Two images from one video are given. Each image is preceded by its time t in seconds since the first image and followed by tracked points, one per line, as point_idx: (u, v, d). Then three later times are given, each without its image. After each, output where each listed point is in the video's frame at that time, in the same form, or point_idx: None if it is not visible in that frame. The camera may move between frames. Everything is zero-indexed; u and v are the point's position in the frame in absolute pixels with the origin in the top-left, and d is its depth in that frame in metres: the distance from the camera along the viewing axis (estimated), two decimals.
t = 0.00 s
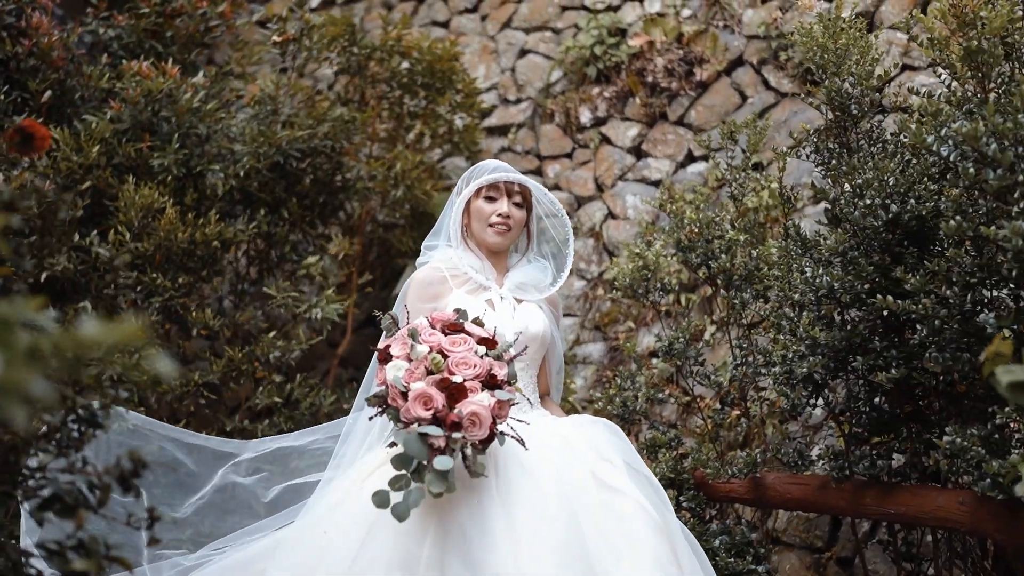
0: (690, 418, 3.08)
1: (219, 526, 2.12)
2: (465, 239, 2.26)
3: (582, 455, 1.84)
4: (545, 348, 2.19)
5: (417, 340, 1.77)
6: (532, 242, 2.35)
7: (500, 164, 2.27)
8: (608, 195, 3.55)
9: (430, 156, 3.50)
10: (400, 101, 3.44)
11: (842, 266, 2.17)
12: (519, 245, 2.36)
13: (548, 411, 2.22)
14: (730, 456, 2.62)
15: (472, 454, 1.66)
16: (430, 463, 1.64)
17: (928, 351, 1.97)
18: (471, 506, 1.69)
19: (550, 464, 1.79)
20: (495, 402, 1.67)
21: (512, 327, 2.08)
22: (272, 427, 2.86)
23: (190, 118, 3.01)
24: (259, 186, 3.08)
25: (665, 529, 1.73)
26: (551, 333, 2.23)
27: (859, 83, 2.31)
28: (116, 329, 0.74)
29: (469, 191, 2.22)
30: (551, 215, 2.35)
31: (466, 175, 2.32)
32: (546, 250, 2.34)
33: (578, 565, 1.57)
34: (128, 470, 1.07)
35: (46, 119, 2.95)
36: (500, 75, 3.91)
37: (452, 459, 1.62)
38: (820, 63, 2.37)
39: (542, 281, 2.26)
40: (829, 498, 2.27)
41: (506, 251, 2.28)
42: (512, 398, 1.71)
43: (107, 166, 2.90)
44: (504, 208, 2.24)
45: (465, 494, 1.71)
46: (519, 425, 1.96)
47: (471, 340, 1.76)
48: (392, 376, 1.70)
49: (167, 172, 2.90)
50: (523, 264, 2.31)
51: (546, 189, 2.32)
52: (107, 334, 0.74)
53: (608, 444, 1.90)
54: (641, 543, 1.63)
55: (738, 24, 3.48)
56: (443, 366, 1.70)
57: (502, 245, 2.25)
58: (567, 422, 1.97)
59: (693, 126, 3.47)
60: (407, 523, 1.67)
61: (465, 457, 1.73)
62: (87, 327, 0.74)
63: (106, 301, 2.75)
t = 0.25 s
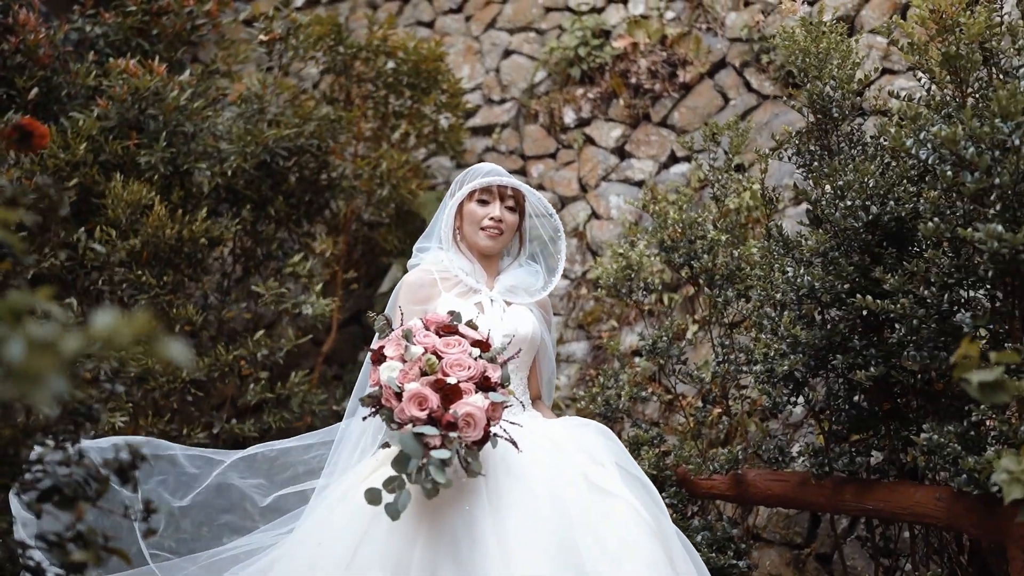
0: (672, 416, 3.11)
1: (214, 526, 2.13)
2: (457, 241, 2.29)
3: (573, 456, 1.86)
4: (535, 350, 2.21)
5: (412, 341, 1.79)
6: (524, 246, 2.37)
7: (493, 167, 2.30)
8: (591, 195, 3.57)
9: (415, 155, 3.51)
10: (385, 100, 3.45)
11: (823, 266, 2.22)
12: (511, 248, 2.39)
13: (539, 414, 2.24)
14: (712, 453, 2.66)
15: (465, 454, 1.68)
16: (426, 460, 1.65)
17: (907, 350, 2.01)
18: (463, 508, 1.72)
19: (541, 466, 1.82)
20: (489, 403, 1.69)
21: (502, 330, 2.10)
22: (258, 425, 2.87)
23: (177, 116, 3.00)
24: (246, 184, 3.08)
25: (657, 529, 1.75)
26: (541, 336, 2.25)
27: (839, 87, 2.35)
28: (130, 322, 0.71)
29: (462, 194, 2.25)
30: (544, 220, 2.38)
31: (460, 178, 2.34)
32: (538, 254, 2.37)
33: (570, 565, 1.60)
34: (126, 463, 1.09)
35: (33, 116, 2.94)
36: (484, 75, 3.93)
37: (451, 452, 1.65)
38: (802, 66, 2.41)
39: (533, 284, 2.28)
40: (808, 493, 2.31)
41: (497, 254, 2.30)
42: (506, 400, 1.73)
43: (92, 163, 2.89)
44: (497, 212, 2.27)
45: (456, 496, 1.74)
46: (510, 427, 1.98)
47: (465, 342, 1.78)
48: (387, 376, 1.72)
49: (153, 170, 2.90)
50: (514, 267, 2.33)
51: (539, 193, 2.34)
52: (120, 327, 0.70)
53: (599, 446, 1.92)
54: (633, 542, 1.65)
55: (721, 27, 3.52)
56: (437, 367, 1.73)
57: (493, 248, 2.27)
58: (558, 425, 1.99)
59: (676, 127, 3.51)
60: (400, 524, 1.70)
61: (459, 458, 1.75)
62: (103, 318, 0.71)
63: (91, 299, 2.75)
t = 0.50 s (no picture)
0: (653, 414, 3.15)
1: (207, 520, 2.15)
2: (446, 242, 2.31)
3: (566, 462, 1.89)
4: (524, 351, 2.24)
5: (402, 342, 1.81)
6: (513, 247, 2.40)
7: (484, 169, 2.33)
8: (574, 196, 3.59)
9: (399, 155, 3.52)
10: (370, 100, 3.46)
11: (803, 267, 2.25)
12: (500, 249, 2.41)
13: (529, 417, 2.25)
14: (693, 452, 2.69)
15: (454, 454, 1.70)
16: (418, 462, 1.67)
17: (884, 350, 2.05)
18: (452, 509, 1.74)
19: (534, 470, 1.85)
20: (479, 405, 1.71)
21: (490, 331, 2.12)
22: (245, 423, 2.88)
23: (163, 114, 2.99)
24: (231, 182, 3.08)
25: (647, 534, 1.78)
26: (530, 338, 2.27)
27: (820, 91, 2.40)
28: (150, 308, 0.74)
29: (452, 194, 2.28)
30: (532, 222, 2.41)
31: (450, 178, 2.36)
32: (527, 256, 2.39)
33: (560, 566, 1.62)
34: (122, 458, 1.12)
35: (17, 113, 2.92)
36: (468, 75, 3.95)
37: (446, 452, 1.66)
38: (783, 70, 2.45)
39: (522, 286, 2.30)
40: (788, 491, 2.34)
41: (486, 256, 2.33)
42: (496, 402, 1.76)
43: (78, 161, 2.88)
44: (486, 213, 2.29)
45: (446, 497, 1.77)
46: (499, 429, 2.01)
47: (456, 344, 1.81)
48: (378, 376, 1.74)
49: (139, 168, 2.89)
50: (502, 269, 2.36)
51: (528, 196, 2.37)
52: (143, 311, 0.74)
53: (590, 453, 1.95)
54: (624, 545, 1.67)
55: (703, 30, 3.56)
56: (427, 368, 1.75)
57: (482, 248, 2.30)
58: (550, 430, 2.02)
59: (658, 128, 3.54)
60: (392, 525, 1.73)
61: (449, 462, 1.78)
62: (125, 306, 0.74)
63: (76, 296, 2.74)
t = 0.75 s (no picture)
0: (635, 412, 3.18)
1: (196, 518, 2.16)
2: (435, 239, 2.33)
3: (555, 459, 1.92)
4: (512, 348, 2.26)
5: (390, 339, 1.83)
6: (502, 243, 2.42)
7: (473, 166, 2.35)
8: (558, 196, 3.62)
9: (384, 154, 3.54)
10: (356, 100, 3.47)
11: (784, 268, 2.29)
12: (489, 245, 2.43)
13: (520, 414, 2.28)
14: (674, 450, 2.72)
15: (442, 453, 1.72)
16: (406, 460, 1.69)
17: (863, 350, 2.10)
18: (440, 506, 1.76)
19: (524, 466, 1.87)
20: (467, 402, 1.73)
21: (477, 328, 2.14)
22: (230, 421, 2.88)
23: (149, 112, 2.99)
24: (217, 181, 3.08)
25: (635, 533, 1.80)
26: (519, 335, 2.29)
27: (800, 94, 2.44)
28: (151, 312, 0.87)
29: (441, 191, 2.30)
30: (522, 217, 2.42)
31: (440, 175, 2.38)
32: (516, 252, 2.41)
33: (548, 564, 1.64)
34: (117, 451, 1.13)
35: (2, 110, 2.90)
36: (453, 76, 3.97)
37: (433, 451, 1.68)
38: (764, 73, 2.49)
39: (510, 282, 2.32)
40: (768, 488, 2.38)
41: (474, 252, 2.35)
42: (483, 399, 1.77)
43: (63, 158, 2.87)
44: (475, 210, 2.31)
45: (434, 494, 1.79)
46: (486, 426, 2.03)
47: (444, 341, 1.82)
48: (366, 373, 1.75)
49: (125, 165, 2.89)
50: (490, 265, 2.38)
51: (517, 192, 2.39)
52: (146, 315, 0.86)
53: (580, 451, 1.98)
54: (612, 544, 1.70)
55: (686, 33, 3.60)
56: (415, 365, 1.76)
57: (470, 246, 2.32)
58: (539, 427, 2.05)
59: (641, 130, 3.58)
60: (382, 522, 1.75)
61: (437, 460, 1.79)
62: (132, 308, 0.87)
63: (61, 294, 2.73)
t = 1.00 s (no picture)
0: (619, 411, 3.21)
1: (183, 513, 2.16)
2: (424, 235, 2.35)
3: (544, 456, 1.95)
4: (501, 344, 2.28)
5: (375, 332, 1.85)
6: (491, 240, 2.44)
7: (463, 162, 2.37)
8: (542, 196, 3.64)
9: (370, 154, 3.55)
10: (342, 99, 3.49)
11: (765, 268, 2.33)
12: (478, 242, 2.46)
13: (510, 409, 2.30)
14: (658, 447, 2.75)
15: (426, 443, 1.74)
16: (391, 450, 1.71)
17: (842, 348, 2.13)
18: (427, 500, 1.79)
19: (512, 463, 1.89)
20: (451, 393, 1.75)
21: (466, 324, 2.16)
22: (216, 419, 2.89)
23: (136, 111, 2.99)
24: (204, 179, 3.09)
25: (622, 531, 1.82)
26: (508, 332, 2.31)
27: (782, 97, 2.48)
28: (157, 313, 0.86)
29: (431, 188, 2.32)
30: (512, 214, 2.44)
31: (431, 171, 2.41)
32: (504, 249, 2.43)
33: (535, 559, 1.67)
34: (113, 443, 1.14)
35: None
36: (438, 76, 3.98)
37: (417, 439, 1.70)
38: (747, 76, 2.53)
39: (499, 279, 2.34)
40: (750, 485, 2.41)
41: (463, 249, 2.37)
42: (468, 390, 1.79)
43: (50, 156, 2.86)
44: (465, 208, 2.34)
45: (421, 488, 1.81)
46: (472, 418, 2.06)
47: (429, 334, 1.84)
48: (351, 366, 1.77)
49: (112, 163, 2.89)
50: (479, 262, 2.40)
51: (507, 189, 2.41)
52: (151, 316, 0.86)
53: (568, 449, 2.01)
54: (598, 542, 1.72)
55: (670, 35, 3.64)
56: (400, 357, 1.78)
57: (459, 243, 2.35)
58: (528, 424, 2.07)
59: (625, 131, 3.61)
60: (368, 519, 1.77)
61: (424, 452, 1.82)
62: (133, 306, 0.86)
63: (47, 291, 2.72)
